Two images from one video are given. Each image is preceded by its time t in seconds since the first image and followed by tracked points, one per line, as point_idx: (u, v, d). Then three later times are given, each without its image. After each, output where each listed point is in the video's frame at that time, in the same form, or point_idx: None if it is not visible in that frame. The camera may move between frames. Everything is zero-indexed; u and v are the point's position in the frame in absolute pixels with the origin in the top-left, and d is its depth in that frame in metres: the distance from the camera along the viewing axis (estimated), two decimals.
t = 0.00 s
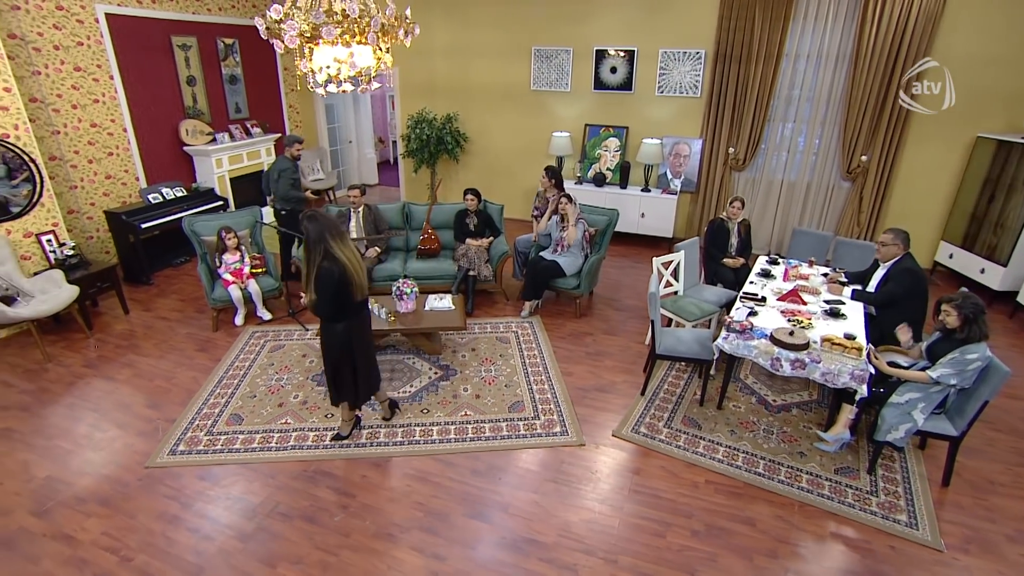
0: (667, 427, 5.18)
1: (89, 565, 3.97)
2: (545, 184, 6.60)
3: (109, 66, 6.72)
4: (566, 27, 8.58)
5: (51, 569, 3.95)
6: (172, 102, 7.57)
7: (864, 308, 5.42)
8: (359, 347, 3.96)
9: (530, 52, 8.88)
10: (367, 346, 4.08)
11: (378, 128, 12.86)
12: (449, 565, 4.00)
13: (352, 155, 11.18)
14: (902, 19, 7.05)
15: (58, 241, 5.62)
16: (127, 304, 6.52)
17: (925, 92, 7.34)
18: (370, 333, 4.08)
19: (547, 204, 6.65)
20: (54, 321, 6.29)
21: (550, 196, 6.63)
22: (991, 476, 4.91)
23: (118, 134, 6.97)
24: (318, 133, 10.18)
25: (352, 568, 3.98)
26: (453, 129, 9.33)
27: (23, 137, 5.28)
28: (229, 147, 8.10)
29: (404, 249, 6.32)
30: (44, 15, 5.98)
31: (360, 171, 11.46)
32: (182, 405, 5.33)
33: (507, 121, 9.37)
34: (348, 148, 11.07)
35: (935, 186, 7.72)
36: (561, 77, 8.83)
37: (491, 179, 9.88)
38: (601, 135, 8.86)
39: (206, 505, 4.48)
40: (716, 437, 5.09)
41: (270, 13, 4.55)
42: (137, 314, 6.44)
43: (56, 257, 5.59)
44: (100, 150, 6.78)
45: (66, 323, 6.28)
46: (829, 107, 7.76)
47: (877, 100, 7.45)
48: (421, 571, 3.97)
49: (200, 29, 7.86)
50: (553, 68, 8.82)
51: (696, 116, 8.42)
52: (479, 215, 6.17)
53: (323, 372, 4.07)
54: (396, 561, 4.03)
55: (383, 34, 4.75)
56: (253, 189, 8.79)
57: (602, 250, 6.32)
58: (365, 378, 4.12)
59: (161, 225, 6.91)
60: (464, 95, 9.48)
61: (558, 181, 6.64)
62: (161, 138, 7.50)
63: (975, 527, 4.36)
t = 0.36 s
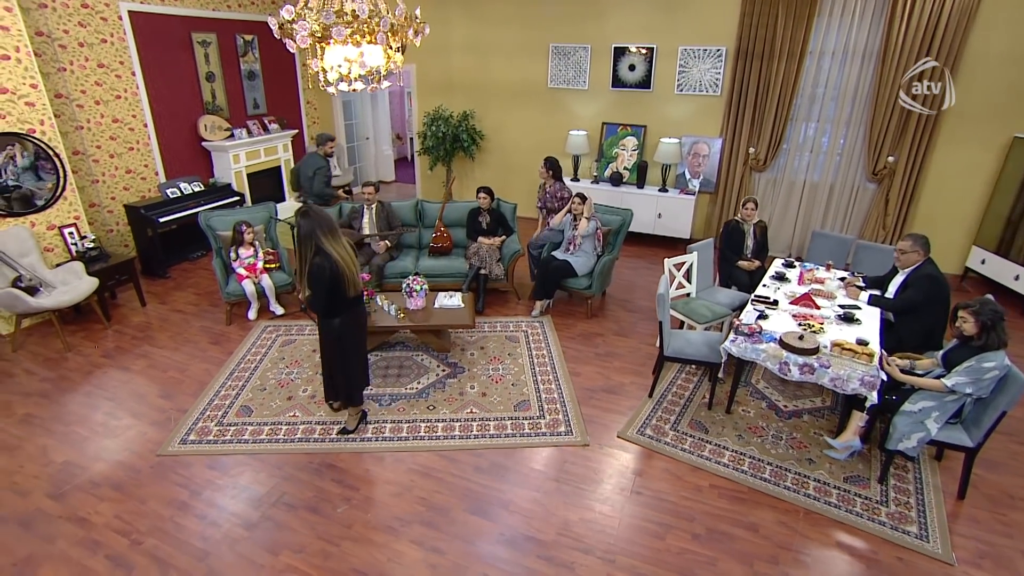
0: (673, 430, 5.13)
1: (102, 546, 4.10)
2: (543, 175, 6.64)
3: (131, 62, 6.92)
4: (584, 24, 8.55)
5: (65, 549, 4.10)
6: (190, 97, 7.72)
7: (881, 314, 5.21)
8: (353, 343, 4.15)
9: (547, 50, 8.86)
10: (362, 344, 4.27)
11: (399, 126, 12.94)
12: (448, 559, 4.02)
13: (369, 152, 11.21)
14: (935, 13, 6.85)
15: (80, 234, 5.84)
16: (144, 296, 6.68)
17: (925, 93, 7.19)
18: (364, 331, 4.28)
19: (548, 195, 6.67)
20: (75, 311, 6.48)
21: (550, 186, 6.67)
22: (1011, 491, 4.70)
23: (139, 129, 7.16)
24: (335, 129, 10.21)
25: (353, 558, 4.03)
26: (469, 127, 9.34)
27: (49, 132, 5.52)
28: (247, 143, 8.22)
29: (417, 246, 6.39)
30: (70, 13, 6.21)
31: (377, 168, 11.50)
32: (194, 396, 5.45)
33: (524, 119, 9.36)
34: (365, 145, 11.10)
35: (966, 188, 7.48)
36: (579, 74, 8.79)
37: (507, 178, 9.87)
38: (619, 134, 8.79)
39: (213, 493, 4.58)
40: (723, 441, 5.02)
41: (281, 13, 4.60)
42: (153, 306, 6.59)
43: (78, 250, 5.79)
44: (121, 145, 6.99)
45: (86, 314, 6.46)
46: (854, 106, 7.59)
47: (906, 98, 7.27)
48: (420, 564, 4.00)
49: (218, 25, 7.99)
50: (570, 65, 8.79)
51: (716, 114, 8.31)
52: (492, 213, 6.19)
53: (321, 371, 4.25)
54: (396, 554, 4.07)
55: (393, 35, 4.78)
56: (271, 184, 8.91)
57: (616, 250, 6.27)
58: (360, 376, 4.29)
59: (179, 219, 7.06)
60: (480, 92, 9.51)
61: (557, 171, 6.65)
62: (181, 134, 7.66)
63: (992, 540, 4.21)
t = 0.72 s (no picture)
0: (682, 433, 5.03)
1: (111, 531, 4.18)
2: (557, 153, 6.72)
3: (149, 56, 7.04)
4: (602, 19, 8.46)
5: (75, 534, 4.18)
6: (206, 91, 7.80)
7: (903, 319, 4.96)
8: (353, 331, 4.20)
9: (565, 45, 8.79)
10: (359, 331, 4.33)
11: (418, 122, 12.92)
12: (447, 555, 3.99)
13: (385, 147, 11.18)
14: (974, 5, 6.58)
15: (96, 227, 6.03)
16: (158, 289, 6.77)
17: (925, 93, 7.07)
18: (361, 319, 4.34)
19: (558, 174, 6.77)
20: (91, 303, 6.60)
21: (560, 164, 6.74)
22: None
23: (155, 123, 7.28)
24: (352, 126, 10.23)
25: (354, 551, 4.03)
26: (485, 123, 9.31)
27: (68, 126, 5.74)
28: (263, 137, 8.29)
29: (429, 242, 6.39)
30: (89, 7, 6.34)
31: (393, 164, 11.50)
32: (204, 387, 5.52)
33: (540, 116, 9.30)
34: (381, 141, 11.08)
35: (1004, 190, 7.19)
36: (597, 70, 8.70)
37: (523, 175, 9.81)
38: (638, 132, 8.70)
39: (220, 483, 4.62)
40: (732, 446, 4.91)
41: (292, 11, 4.52)
42: (167, 299, 6.68)
43: (94, 242, 5.99)
44: (138, 138, 7.12)
45: (102, 306, 6.58)
46: (884, 104, 7.38)
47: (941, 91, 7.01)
48: (420, 559, 3.98)
49: (235, 19, 8.05)
50: (589, 60, 8.69)
51: (739, 111, 8.15)
52: (505, 211, 6.15)
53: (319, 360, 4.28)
54: (396, 548, 4.05)
55: (402, 32, 4.78)
56: (287, 179, 8.98)
57: (629, 250, 6.17)
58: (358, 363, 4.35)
59: (195, 213, 7.17)
60: (496, 88, 9.48)
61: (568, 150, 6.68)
62: (197, 127, 7.77)
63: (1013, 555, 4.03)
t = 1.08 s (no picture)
0: (691, 437, 4.90)
1: (115, 521, 4.17)
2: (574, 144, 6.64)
3: (161, 47, 7.05)
4: (622, 11, 8.33)
5: (79, 524, 4.17)
6: (218, 83, 7.81)
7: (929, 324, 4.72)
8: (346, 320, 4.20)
9: (585, 37, 8.66)
10: (353, 321, 4.33)
11: (432, 116, 12.84)
12: (446, 552, 3.92)
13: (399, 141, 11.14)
14: None
15: (106, 219, 6.10)
16: (166, 283, 6.77)
17: (925, 93, 6.97)
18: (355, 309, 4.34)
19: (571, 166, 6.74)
20: (100, 295, 6.62)
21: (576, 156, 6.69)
22: None
23: (167, 114, 7.29)
24: (364, 119, 10.19)
25: (353, 546, 3.97)
26: (500, 118, 9.25)
27: (80, 117, 5.80)
28: (275, 130, 8.29)
29: (440, 239, 6.28)
30: None
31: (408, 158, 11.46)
32: (211, 381, 5.50)
33: (556, 111, 9.19)
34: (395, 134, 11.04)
35: None
36: (616, 63, 8.55)
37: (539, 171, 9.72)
38: (658, 126, 8.50)
39: (223, 475, 4.59)
40: (743, 452, 4.77)
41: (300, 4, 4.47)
42: (175, 293, 6.67)
43: (104, 234, 6.05)
44: (149, 130, 7.15)
45: (110, 298, 6.59)
46: (920, 98, 7.01)
47: (986, 80, 6.58)
48: (419, 556, 3.91)
49: (248, 10, 8.02)
50: (608, 53, 8.55)
51: (764, 106, 7.95)
52: (518, 207, 6.01)
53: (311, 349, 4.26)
54: (395, 544, 3.99)
55: (409, 26, 4.71)
56: (299, 173, 8.99)
57: (645, 249, 5.91)
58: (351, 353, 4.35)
59: (205, 206, 7.14)
60: (513, 82, 9.39)
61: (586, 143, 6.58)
62: (208, 119, 7.78)
63: None
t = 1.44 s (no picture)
0: (705, 443, 4.72)
1: (116, 512, 4.12)
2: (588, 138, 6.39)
3: (170, 34, 6.99)
4: None
5: (81, 515, 4.12)
6: (228, 72, 7.75)
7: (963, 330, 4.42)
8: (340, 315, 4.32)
9: (607, 26, 8.44)
10: (349, 318, 4.45)
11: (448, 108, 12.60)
12: (447, 552, 3.81)
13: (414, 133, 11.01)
14: None
15: (114, 210, 6.08)
16: (174, 276, 6.70)
17: (923, 94, 6.80)
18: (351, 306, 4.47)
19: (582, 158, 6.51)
20: (106, 287, 6.57)
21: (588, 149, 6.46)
22: None
23: (176, 103, 7.24)
24: (378, 110, 10.04)
25: (353, 544, 3.87)
26: (517, 110, 9.07)
27: (88, 106, 5.78)
28: (285, 121, 8.21)
29: (452, 236, 6.12)
30: None
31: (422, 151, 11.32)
32: (215, 375, 5.42)
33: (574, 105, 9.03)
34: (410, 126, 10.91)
35: None
36: (640, 53, 8.30)
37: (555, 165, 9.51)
38: (682, 120, 8.24)
39: (224, 469, 4.51)
40: (759, 459, 4.58)
41: None
42: (182, 286, 6.60)
43: (111, 225, 6.03)
44: (158, 120, 7.09)
45: (116, 290, 6.54)
46: (965, 89, 6.58)
47: None
48: (420, 555, 3.80)
49: None
50: (632, 43, 8.31)
51: (795, 98, 7.57)
52: (533, 203, 5.78)
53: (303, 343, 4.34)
54: (396, 542, 3.88)
55: (419, 17, 4.60)
56: (310, 166, 8.91)
57: (665, 248, 5.54)
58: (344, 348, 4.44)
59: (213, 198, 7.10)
60: (531, 72, 9.20)
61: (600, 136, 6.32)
62: (218, 109, 7.72)
63: None
